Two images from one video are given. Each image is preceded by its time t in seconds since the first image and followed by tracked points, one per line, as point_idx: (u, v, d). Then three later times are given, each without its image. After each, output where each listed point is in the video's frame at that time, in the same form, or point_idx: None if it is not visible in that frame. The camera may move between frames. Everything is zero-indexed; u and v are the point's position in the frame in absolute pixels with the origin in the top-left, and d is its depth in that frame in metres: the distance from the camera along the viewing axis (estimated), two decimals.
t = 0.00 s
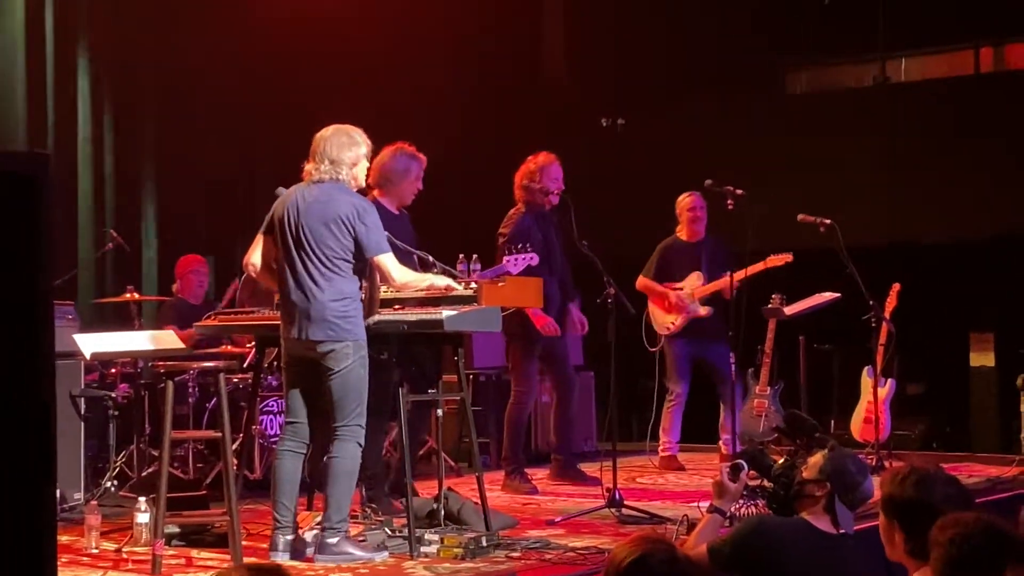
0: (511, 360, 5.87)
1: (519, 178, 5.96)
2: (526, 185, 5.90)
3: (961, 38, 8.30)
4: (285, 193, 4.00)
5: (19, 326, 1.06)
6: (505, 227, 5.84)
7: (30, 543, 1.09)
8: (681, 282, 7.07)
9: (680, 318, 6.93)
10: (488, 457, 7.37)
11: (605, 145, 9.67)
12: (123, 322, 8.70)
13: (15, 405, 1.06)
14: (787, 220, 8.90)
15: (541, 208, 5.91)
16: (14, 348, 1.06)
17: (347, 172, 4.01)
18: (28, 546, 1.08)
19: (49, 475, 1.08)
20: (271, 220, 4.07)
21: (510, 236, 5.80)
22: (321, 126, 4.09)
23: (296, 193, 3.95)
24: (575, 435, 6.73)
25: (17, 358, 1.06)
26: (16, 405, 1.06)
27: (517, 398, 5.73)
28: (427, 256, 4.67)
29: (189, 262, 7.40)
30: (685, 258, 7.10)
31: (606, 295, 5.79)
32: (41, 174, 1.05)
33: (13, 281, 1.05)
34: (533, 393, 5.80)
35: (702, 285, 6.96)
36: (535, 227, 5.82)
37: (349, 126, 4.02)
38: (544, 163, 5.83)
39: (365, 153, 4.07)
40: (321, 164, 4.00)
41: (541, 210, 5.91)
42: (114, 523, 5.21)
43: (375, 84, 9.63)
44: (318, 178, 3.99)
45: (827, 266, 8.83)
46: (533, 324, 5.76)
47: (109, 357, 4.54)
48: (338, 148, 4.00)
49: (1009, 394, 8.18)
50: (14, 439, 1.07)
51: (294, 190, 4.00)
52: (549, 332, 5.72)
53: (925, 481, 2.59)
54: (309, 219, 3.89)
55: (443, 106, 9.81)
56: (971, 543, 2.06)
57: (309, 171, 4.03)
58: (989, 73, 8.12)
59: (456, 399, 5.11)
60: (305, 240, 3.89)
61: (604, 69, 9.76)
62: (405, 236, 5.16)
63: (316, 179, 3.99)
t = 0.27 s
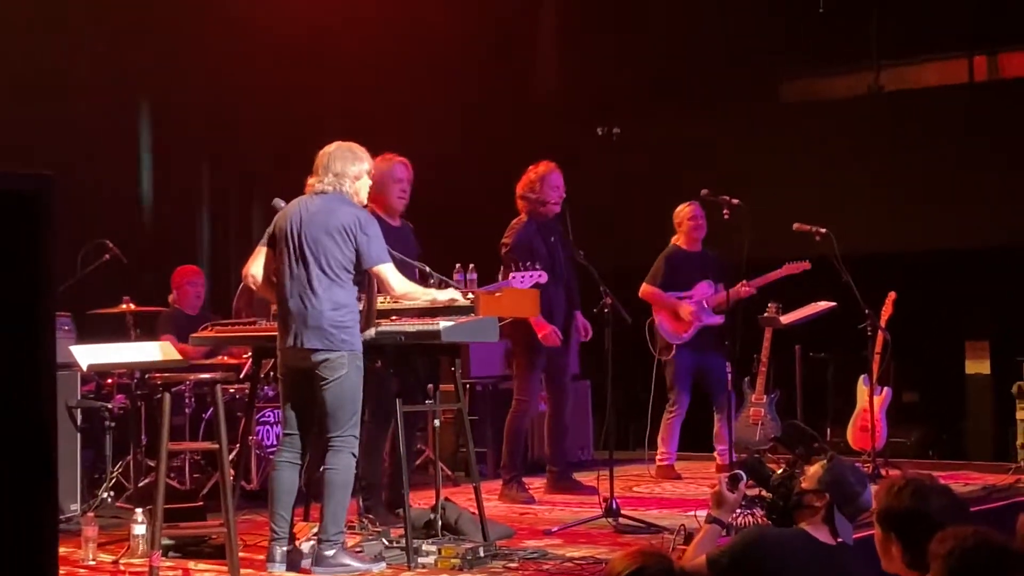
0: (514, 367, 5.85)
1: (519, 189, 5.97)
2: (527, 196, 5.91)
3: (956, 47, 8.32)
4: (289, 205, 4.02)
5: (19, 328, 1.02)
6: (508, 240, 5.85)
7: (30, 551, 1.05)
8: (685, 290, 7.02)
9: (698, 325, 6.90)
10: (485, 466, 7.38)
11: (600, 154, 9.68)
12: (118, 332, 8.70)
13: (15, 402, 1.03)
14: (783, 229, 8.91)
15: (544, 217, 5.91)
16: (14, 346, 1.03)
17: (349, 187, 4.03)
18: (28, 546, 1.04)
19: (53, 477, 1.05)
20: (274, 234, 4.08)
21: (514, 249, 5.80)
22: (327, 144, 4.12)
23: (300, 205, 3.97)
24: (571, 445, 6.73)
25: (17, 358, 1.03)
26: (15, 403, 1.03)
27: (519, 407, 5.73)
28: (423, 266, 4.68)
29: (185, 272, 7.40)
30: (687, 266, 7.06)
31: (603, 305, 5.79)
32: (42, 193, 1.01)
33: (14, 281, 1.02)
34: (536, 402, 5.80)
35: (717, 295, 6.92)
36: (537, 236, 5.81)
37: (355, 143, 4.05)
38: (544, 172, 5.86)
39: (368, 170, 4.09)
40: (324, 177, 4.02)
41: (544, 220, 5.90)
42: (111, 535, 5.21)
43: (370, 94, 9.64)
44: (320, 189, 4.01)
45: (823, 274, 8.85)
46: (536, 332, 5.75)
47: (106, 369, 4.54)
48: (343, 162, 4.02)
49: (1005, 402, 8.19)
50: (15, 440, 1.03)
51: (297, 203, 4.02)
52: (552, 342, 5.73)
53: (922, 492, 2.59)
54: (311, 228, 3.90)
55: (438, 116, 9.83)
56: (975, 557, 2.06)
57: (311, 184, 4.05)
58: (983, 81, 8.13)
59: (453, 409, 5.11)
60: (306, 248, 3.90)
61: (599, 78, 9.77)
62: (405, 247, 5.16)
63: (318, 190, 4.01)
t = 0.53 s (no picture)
0: (520, 375, 5.86)
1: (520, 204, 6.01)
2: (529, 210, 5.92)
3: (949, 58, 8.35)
4: (283, 219, 4.01)
5: (19, 328, 1.12)
6: (510, 251, 5.84)
7: (30, 551, 1.15)
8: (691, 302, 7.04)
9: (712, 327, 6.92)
10: (482, 479, 7.38)
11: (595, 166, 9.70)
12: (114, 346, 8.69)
13: (13, 403, 1.12)
14: (777, 240, 8.93)
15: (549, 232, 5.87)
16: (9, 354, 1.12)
17: (344, 200, 4.04)
18: (27, 546, 1.14)
19: (51, 480, 1.14)
20: (268, 246, 4.07)
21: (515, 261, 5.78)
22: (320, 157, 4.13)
23: (294, 221, 3.96)
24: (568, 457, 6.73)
25: (17, 358, 1.12)
26: (14, 404, 1.12)
27: (524, 419, 5.73)
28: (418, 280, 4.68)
29: (181, 286, 7.41)
30: (689, 275, 7.04)
31: (599, 317, 5.79)
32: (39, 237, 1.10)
33: (13, 281, 1.10)
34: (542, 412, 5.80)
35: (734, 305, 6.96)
36: (540, 250, 5.79)
37: (349, 155, 4.07)
38: (546, 186, 5.92)
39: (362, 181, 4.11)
40: (318, 190, 4.03)
41: (545, 232, 5.86)
42: (107, 551, 5.21)
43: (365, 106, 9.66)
44: (314, 204, 4.01)
45: (818, 285, 8.87)
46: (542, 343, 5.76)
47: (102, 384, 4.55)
48: (338, 174, 4.04)
49: (1001, 411, 8.19)
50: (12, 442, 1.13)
51: (290, 218, 4.01)
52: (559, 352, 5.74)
53: (918, 506, 2.59)
54: (305, 244, 3.89)
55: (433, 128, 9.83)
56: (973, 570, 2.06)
57: (306, 197, 4.05)
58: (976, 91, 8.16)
59: (450, 423, 5.12)
60: (302, 264, 3.89)
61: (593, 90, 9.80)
62: (402, 259, 5.15)
63: (313, 205, 4.01)
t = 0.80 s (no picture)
0: (520, 385, 5.86)
1: (522, 216, 6.03)
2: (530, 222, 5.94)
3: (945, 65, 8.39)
4: (277, 232, 4.01)
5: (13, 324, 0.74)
6: (510, 264, 5.86)
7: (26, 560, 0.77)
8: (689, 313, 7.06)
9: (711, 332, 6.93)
10: (480, 490, 7.37)
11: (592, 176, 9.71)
12: (112, 360, 8.69)
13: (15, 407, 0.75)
14: (774, 249, 8.94)
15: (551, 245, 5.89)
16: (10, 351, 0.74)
17: (338, 212, 4.04)
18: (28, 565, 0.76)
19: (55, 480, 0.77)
20: (264, 259, 4.07)
21: (516, 274, 5.81)
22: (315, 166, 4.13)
23: (289, 235, 3.96)
24: (566, 467, 6.73)
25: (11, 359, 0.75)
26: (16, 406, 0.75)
27: (520, 430, 5.74)
28: (417, 292, 4.68)
29: (177, 298, 7.40)
30: (688, 284, 7.01)
31: (596, 326, 5.79)
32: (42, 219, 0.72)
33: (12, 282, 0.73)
34: (538, 423, 5.80)
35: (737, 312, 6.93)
36: (539, 261, 5.82)
37: (345, 164, 4.07)
38: (547, 198, 5.93)
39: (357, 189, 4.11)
40: (313, 202, 4.02)
41: (548, 246, 5.89)
42: (107, 564, 5.20)
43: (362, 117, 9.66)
44: (308, 217, 4.00)
45: (814, 293, 8.88)
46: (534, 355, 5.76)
47: (99, 398, 4.54)
48: (334, 186, 4.04)
49: (999, 419, 8.19)
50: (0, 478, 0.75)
51: (285, 231, 4.01)
52: (550, 366, 5.74)
53: (915, 516, 2.60)
54: (302, 259, 3.89)
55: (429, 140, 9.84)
56: None
57: (302, 208, 4.05)
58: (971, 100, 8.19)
59: (448, 434, 5.10)
60: (300, 280, 3.90)
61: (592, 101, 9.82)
62: (399, 270, 5.16)
63: (308, 217, 4.00)
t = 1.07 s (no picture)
0: (518, 393, 5.87)
1: (518, 225, 6.02)
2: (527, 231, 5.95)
3: (939, 71, 8.41)
4: (281, 241, 4.02)
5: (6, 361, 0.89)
6: (506, 271, 5.89)
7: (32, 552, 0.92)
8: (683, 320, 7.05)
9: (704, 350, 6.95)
10: (477, 498, 7.37)
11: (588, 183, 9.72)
12: (109, 371, 8.68)
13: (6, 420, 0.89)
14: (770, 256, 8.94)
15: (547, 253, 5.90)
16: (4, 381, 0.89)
17: (348, 226, 4.05)
18: (29, 553, 0.91)
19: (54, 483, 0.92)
20: (268, 266, 4.08)
21: (512, 281, 5.84)
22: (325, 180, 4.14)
23: (293, 245, 3.96)
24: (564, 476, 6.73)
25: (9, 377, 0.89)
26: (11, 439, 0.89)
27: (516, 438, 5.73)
28: (411, 301, 4.66)
29: (172, 308, 7.39)
30: (683, 293, 6.98)
31: (593, 335, 5.79)
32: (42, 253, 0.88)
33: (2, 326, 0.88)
34: (535, 432, 5.80)
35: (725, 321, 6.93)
36: (535, 270, 5.84)
37: (358, 180, 4.10)
38: (544, 207, 5.92)
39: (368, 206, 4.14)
40: (323, 213, 4.04)
41: (545, 254, 5.88)
42: None
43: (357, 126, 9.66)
44: (318, 227, 4.02)
45: (810, 299, 8.88)
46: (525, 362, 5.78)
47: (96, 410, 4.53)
48: (347, 200, 4.05)
49: (995, 424, 8.20)
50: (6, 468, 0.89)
51: (290, 240, 4.01)
52: (541, 373, 5.75)
53: (912, 524, 2.60)
54: (303, 268, 3.90)
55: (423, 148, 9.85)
56: None
57: (310, 218, 4.06)
58: (965, 105, 8.20)
59: (445, 443, 5.10)
60: (297, 290, 3.89)
61: (587, 108, 9.82)
62: (393, 280, 5.19)
63: (317, 228, 4.02)
